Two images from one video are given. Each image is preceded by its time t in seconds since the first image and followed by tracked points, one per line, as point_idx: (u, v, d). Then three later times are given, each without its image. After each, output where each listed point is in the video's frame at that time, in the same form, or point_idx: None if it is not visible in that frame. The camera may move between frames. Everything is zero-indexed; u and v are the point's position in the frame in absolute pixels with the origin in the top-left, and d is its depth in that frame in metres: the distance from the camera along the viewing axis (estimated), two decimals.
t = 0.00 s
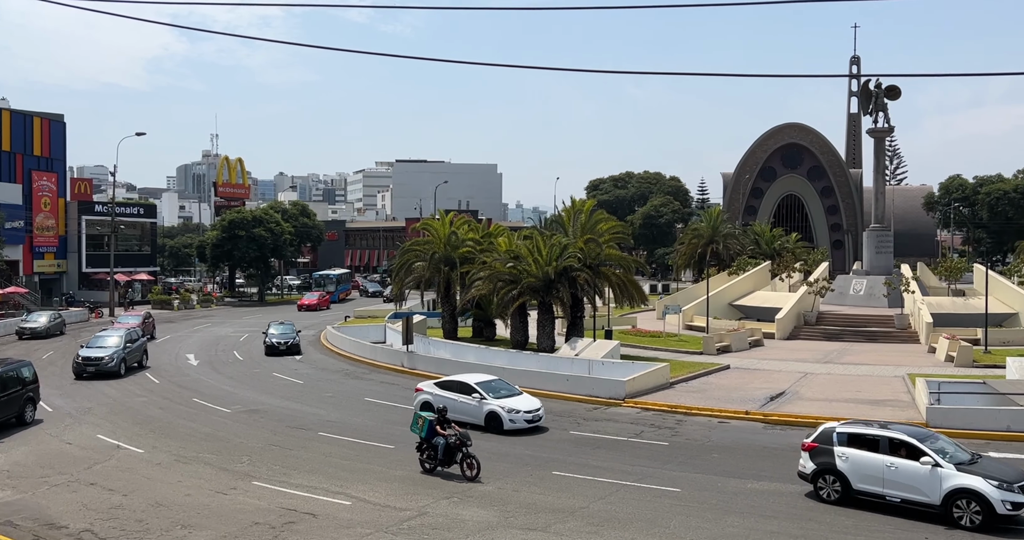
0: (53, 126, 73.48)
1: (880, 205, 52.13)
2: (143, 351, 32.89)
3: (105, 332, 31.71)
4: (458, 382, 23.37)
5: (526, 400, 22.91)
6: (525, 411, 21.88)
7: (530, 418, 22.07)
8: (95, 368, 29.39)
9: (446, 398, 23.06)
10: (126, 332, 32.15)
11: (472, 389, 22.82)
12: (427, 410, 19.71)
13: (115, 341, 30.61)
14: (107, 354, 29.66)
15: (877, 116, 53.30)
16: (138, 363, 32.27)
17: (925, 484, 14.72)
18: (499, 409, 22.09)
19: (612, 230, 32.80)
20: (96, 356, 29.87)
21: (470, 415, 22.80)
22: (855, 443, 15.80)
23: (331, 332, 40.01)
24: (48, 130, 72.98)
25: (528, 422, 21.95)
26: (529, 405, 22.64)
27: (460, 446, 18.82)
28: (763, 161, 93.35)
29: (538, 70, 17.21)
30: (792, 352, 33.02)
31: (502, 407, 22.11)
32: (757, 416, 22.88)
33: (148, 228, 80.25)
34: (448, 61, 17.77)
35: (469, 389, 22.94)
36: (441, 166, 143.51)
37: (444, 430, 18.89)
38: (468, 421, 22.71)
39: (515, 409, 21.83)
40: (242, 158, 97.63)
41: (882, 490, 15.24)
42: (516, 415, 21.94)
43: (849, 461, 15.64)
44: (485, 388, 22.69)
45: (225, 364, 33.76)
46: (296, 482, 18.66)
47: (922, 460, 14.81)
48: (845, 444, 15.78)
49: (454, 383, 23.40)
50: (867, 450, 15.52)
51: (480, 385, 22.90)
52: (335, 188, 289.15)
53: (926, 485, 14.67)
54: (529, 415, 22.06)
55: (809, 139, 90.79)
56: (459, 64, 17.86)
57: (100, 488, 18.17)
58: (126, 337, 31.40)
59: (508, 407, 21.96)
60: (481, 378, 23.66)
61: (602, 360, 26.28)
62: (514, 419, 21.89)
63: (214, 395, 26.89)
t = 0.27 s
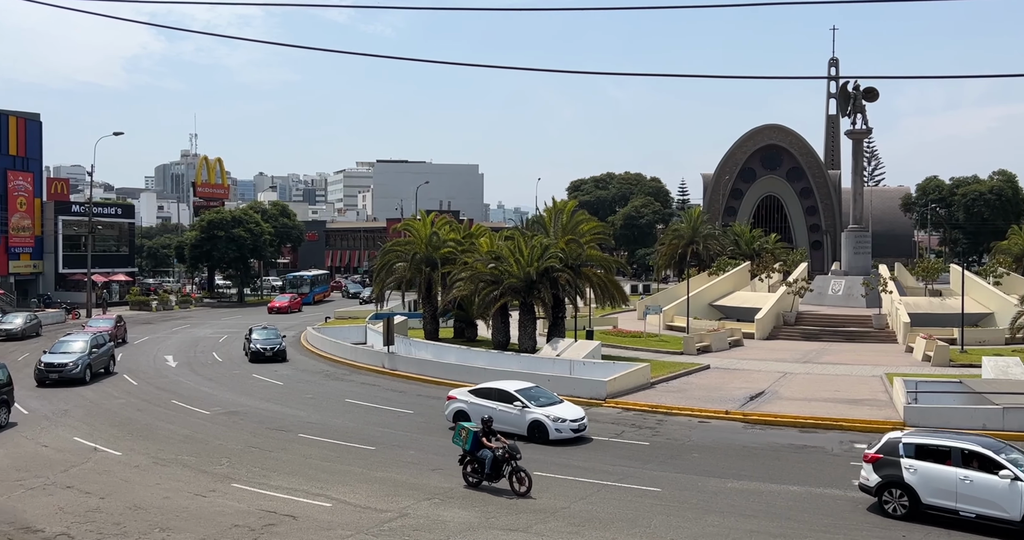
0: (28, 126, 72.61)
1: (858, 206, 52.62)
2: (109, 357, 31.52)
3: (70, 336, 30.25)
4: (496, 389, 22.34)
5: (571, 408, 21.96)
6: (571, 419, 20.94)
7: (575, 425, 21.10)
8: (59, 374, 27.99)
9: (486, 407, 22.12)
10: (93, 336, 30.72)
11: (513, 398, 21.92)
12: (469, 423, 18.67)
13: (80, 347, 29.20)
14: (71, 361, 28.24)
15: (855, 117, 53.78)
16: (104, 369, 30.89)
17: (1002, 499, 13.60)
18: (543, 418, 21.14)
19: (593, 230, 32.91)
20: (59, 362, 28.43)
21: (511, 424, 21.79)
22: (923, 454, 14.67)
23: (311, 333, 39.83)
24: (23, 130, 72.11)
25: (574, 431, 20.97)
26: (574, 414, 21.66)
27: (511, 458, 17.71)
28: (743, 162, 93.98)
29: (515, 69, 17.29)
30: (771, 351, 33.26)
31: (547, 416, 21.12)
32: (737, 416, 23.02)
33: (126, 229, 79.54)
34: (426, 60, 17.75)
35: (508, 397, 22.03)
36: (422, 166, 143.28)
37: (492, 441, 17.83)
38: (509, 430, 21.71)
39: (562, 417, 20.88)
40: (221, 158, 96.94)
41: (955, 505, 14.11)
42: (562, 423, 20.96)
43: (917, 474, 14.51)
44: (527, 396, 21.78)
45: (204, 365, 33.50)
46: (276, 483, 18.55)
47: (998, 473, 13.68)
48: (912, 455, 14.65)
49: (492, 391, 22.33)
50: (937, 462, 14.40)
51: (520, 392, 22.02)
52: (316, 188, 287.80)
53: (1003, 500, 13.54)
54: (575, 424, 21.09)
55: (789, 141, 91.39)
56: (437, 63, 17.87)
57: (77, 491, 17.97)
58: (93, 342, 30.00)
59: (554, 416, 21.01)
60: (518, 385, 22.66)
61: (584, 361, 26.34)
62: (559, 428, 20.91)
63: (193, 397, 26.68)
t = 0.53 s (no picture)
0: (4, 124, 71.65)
1: (837, 207, 53.05)
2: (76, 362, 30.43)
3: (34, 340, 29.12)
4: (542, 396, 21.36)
5: (622, 416, 21.08)
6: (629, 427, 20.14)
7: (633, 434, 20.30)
8: (21, 381, 26.85)
9: (533, 416, 21.10)
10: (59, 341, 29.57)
11: (563, 405, 20.96)
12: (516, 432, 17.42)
13: (44, 352, 28.11)
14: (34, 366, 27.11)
15: (835, 119, 54.19)
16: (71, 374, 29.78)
17: None
18: (598, 426, 20.23)
19: (575, 231, 32.99)
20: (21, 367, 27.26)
21: (562, 433, 20.79)
22: (996, 465, 13.99)
23: (291, 334, 39.63)
24: None
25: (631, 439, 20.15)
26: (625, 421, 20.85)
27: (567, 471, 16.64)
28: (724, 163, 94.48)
29: (494, 69, 17.33)
30: (751, 351, 33.47)
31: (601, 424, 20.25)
32: (717, 416, 23.16)
33: (104, 229, 78.79)
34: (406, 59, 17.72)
35: (557, 405, 21.06)
36: (404, 166, 142.93)
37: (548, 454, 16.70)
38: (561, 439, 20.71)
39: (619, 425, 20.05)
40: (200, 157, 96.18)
41: None
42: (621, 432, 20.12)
43: (990, 487, 13.78)
44: (578, 403, 20.86)
45: (183, 366, 33.24)
46: (256, 485, 18.45)
47: None
48: (984, 466, 13.93)
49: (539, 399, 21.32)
50: (1013, 474, 13.71)
51: (570, 400, 21.05)
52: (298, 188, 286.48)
53: None
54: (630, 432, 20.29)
55: (770, 141, 91.95)
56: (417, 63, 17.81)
57: (54, 494, 17.77)
58: (58, 347, 28.90)
59: (609, 424, 20.16)
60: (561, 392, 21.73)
61: (566, 361, 26.39)
62: (616, 437, 20.01)
63: (172, 398, 26.48)
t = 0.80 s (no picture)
0: None
1: (816, 207, 53.44)
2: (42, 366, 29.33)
3: None
4: (598, 403, 20.43)
5: (681, 424, 20.26)
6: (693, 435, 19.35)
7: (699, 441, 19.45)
8: None
9: (590, 424, 20.16)
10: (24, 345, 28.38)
11: (623, 412, 20.04)
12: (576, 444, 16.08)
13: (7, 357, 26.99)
14: None
15: (814, 120, 54.57)
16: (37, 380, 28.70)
17: None
18: (662, 434, 19.38)
19: (556, 231, 33.07)
20: None
21: (621, 442, 19.91)
22: None
23: (271, 334, 39.42)
24: None
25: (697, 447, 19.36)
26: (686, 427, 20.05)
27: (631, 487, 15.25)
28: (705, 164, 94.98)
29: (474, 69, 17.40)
30: (732, 351, 33.67)
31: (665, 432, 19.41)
32: (698, 415, 23.28)
33: (81, 228, 77.98)
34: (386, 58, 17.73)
35: (615, 411, 20.16)
36: (384, 165, 142.54)
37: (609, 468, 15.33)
38: (622, 448, 19.84)
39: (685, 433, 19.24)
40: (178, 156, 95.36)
41: None
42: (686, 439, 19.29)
43: None
44: (637, 410, 20.00)
45: (161, 367, 32.99)
46: (236, 486, 18.35)
47: None
48: None
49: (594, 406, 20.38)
50: None
51: (630, 407, 20.17)
52: (279, 187, 285.02)
53: None
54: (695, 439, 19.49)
55: (750, 142, 92.46)
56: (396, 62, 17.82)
57: (30, 496, 17.57)
58: (24, 351, 27.77)
59: (674, 432, 19.32)
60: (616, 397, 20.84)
61: (547, 361, 26.45)
62: (682, 446, 19.22)
63: (151, 399, 26.27)
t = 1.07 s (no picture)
0: None
1: (795, 208, 53.84)
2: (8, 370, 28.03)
3: None
4: (660, 409, 19.56)
5: (749, 430, 19.43)
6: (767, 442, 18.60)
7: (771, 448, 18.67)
8: None
9: (656, 432, 19.27)
10: None
11: (691, 420, 19.15)
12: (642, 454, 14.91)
13: None
14: None
15: (792, 121, 54.97)
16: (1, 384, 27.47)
17: None
18: (736, 442, 18.53)
19: (537, 231, 33.12)
20: None
21: (688, 450, 19.05)
22: None
23: (249, 334, 39.19)
24: None
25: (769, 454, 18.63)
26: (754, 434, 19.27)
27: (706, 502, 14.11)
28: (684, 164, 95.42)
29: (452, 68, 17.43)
30: (711, 350, 33.86)
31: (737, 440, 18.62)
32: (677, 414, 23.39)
33: (56, 227, 77.10)
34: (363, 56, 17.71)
35: (681, 418, 19.30)
36: (363, 165, 142.09)
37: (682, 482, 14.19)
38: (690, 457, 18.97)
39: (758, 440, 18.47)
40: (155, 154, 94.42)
41: None
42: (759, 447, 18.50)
43: None
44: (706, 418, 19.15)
45: (139, 368, 32.72)
46: (214, 488, 18.22)
47: None
48: None
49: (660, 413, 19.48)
50: None
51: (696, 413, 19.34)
52: (259, 186, 283.49)
53: None
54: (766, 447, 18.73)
55: (729, 142, 92.96)
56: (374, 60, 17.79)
57: (4, 499, 17.36)
58: None
59: (746, 439, 18.50)
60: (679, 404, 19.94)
61: (527, 360, 26.49)
62: (756, 454, 18.43)
63: (128, 400, 26.04)
